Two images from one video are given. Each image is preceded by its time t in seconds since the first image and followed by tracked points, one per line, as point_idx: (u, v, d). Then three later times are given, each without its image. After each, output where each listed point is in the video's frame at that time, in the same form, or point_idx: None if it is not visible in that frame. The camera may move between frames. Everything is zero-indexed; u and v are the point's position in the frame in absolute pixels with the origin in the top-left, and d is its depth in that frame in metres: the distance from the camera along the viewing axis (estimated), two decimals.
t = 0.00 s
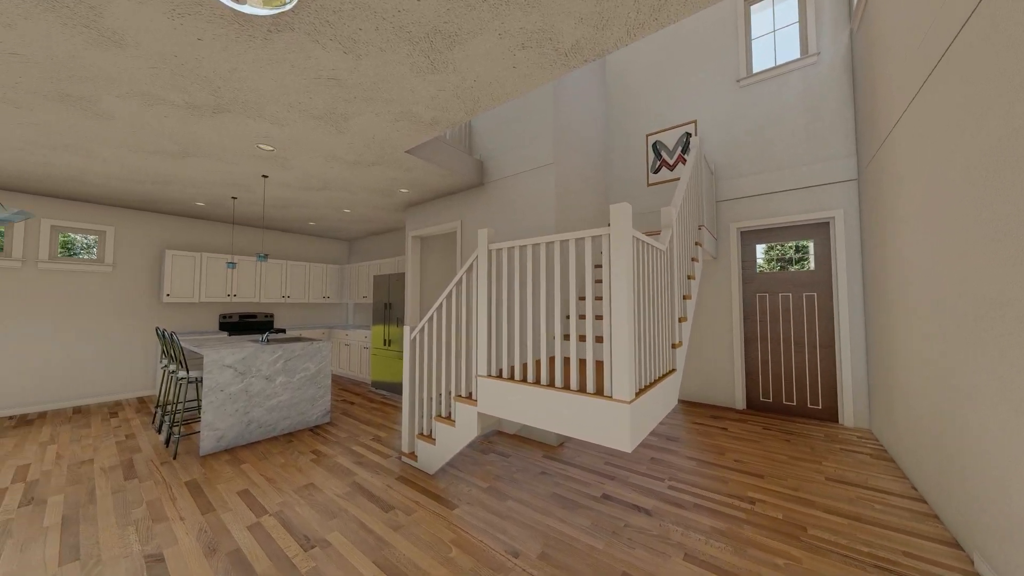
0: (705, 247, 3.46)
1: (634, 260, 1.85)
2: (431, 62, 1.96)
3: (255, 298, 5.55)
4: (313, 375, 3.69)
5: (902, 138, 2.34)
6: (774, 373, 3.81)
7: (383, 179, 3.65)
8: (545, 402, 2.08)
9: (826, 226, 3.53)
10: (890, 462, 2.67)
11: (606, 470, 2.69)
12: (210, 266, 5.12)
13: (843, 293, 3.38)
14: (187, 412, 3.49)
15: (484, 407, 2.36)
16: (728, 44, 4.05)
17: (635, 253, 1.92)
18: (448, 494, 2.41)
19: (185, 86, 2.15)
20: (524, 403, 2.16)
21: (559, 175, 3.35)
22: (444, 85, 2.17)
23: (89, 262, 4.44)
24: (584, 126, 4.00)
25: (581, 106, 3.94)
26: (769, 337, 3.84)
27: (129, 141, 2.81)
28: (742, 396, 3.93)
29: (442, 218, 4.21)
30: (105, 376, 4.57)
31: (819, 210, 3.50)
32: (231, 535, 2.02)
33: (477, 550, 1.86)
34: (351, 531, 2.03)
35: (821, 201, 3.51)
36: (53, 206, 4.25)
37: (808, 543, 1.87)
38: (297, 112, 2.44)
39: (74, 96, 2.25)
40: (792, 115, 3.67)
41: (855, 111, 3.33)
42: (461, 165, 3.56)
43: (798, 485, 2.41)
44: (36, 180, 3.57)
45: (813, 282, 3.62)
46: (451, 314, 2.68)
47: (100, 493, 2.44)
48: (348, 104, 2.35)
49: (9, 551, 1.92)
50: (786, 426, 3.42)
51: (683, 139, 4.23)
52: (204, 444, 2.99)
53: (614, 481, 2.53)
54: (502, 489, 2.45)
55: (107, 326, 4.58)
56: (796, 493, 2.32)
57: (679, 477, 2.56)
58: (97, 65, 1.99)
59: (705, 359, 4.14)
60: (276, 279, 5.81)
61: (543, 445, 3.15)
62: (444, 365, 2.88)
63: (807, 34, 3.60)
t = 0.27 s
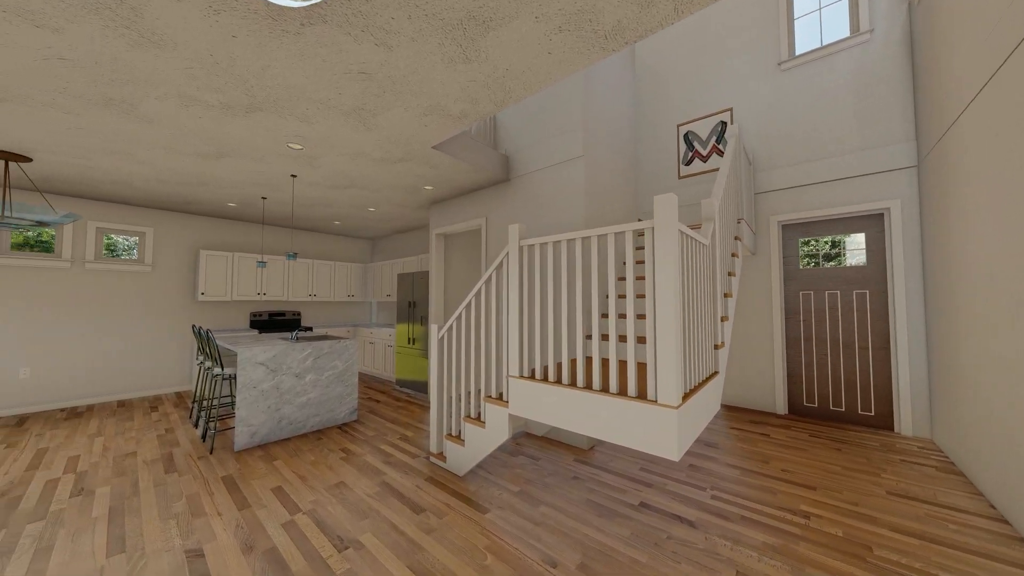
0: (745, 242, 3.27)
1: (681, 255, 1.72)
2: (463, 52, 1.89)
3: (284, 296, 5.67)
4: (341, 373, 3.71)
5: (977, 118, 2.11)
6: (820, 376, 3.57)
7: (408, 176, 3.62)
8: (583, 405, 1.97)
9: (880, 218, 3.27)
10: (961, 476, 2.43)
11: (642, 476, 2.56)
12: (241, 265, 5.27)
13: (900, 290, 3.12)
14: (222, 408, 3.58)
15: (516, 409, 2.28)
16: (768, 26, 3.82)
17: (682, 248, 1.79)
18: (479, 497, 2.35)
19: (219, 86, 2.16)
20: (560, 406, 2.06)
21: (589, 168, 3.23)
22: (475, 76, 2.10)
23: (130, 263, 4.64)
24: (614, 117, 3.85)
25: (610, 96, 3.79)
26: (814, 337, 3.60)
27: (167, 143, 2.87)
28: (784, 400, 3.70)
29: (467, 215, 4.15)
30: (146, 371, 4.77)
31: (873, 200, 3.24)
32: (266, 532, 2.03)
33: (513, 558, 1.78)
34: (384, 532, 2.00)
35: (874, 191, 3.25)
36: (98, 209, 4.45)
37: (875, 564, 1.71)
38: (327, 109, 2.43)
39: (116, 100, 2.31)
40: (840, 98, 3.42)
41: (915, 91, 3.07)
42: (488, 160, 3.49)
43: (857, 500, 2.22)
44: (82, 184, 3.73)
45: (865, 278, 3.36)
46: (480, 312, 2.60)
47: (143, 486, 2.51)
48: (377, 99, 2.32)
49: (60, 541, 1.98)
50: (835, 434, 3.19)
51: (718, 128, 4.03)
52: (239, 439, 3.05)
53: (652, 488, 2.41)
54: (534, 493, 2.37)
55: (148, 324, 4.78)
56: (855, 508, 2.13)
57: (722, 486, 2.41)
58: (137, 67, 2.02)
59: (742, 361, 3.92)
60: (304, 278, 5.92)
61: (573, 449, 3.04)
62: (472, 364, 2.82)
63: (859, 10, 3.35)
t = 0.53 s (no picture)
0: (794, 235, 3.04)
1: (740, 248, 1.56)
2: (499, 36, 1.79)
3: (313, 295, 5.76)
4: (370, 371, 3.70)
5: None
6: (878, 381, 3.29)
7: (435, 172, 3.56)
8: (627, 411, 1.83)
9: (950, 207, 2.97)
10: None
11: (685, 485, 2.40)
12: (273, 264, 5.39)
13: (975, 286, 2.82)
14: (256, 404, 3.64)
15: (552, 412, 2.16)
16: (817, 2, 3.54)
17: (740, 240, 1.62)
18: (513, 502, 2.26)
19: (254, 83, 2.16)
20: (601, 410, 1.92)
21: (624, 159, 3.08)
22: (510, 62, 2.00)
23: (171, 262, 4.82)
24: (648, 105, 3.66)
25: (644, 83, 3.62)
26: (871, 338, 3.32)
27: (204, 144, 2.92)
28: (835, 406, 3.44)
29: (493, 212, 4.06)
30: (185, 366, 4.95)
31: (942, 188, 2.95)
32: (302, 532, 2.01)
33: (553, 570, 1.69)
34: (419, 537, 1.94)
35: (944, 177, 2.95)
36: (141, 211, 4.64)
37: None
38: (358, 104, 2.39)
39: (156, 101, 2.35)
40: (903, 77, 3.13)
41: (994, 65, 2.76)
42: (517, 153, 3.38)
43: (934, 520, 1.99)
44: (126, 186, 3.88)
45: (931, 274, 3.06)
46: (513, 310, 2.48)
47: (184, 479, 2.56)
48: (408, 91, 2.26)
49: (108, 533, 2.04)
50: (898, 445, 2.92)
51: (760, 115, 3.78)
52: (273, 436, 3.08)
53: (697, 499, 2.25)
54: (571, 500, 2.27)
55: (187, 321, 4.96)
56: (934, 530, 1.91)
57: (775, 499, 2.23)
58: (176, 66, 2.03)
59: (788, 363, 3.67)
60: (332, 276, 6.00)
61: (608, 453, 2.91)
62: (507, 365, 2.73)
63: None
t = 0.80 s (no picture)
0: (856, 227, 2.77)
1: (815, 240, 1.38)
2: (541, 14, 1.67)
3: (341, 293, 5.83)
4: (399, 370, 3.66)
5: None
6: (951, 387, 2.97)
7: (465, 167, 3.48)
8: (683, 419, 1.66)
9: None
10: None
11: (737, 498, 2.23)
12: (303, 262, 5.48)
13: None
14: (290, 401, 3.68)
15: (593, 417, 2.03)
16: None
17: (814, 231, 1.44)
18: (552, 510, 2.15)
19: (287, 77, 2.12)
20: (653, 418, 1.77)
21: (665, 147, 2.89)
22: (550, 44, 1.87)
23: (209, 261, 4.97)
24: (689, 90, 3.44)
25: (684, 67, 3.40)
26: (943, 340, 3.00)
27: (239, 143, 2.95)
28: (900, 415, 3.13)
29: (522, 207, 3.95)
30: (223, 362, 5.11)
31: None
32: (338, 534, 1.97)
33: None
34: (456, 544, 1.86)
35: None
36: (181, 211, 4.81)
37: None
38: (389, 97, 2.31)
39: (195, 101, 2.37)
40: (984, 47, 2.79)
41: None
42: (549, 145, 3.25)
43: None
44: (167, 187, 4.01)
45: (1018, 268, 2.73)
46: (549, 307, 2.34)
47: (222, 475, 2.59)
48: (442, 81, 2.16)
49: (153, 526, 2.06)
50: (978, 460, 2.61)
51: (812, 96, 3.48)
52: (306, 433, 3.09)
53: (753, 514, 2.07)
54: (614, 510, 2.13)
55: (224, 319, 5.11)
56: None
57: (843, 518, 2.01)
58: (213, 63, 2.02)
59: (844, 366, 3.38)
60: (360, 274, 6.05)
61: (648, 460, 2.75)
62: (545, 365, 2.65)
63: None
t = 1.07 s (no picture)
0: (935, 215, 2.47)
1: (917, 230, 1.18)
2: None
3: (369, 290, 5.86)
4: (428, 369, 3.60)
5: None
6: None
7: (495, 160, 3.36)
8: (750, 430, 1.49)
9: None
10: None
11: (800, 516, 2.02)
12: (332, 260, 5.54)
13: None
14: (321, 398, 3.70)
15: (641, 424, 1.88)
16: None
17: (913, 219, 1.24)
18: (595, 522, 2.01)
19: (319, 68, 2.06)
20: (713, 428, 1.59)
21: (712, 132, 2.67)
22: (597, 18, 1.71)
23: (243, 260, 5.09)
24: (736, 70, 3.18)
25: (731, 45, 3.15)
26: None
27: (271, 141, 2.95)
28: (982, 426, 2.80)
29: (552, 201, 3.80)
30: (257, 359, 5.23)
31: None
32: (374, 539, 1.91)
33: None
34: (496, 555, 1.76)
35: None
36: (218, 211, 4.94)
37: None
38: (421, 86, 2.22)
39: (229, 98, 2.36)
40: None
41: None
42: (585, 134, 3.08)
43: None
44: (204, 187, 4.10)
45: None
46: (590, 306, 2.19)
47: (258, 472, 2.59)
48: (477, 66, 2.05)
49: (194, 523, 2.06)
50: None
51: (875, 73, 3.15)
52: (337, 431, 3.07)
53: (822, 536, 1.86)
54: (663, 525, 1.97)
55: (257, 316, 5.22)
56: None
57: (931, 544, 1.78)
58: (247, 57, 1.98)
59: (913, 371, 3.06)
60: (386, 272, 6.07)
61: (694, 469, 2.56)
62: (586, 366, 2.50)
63: None
